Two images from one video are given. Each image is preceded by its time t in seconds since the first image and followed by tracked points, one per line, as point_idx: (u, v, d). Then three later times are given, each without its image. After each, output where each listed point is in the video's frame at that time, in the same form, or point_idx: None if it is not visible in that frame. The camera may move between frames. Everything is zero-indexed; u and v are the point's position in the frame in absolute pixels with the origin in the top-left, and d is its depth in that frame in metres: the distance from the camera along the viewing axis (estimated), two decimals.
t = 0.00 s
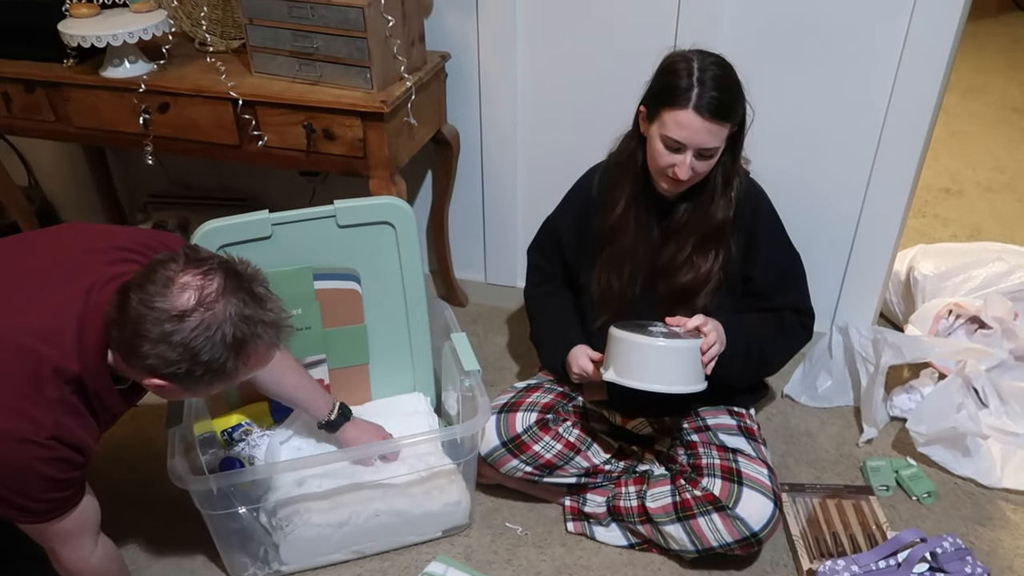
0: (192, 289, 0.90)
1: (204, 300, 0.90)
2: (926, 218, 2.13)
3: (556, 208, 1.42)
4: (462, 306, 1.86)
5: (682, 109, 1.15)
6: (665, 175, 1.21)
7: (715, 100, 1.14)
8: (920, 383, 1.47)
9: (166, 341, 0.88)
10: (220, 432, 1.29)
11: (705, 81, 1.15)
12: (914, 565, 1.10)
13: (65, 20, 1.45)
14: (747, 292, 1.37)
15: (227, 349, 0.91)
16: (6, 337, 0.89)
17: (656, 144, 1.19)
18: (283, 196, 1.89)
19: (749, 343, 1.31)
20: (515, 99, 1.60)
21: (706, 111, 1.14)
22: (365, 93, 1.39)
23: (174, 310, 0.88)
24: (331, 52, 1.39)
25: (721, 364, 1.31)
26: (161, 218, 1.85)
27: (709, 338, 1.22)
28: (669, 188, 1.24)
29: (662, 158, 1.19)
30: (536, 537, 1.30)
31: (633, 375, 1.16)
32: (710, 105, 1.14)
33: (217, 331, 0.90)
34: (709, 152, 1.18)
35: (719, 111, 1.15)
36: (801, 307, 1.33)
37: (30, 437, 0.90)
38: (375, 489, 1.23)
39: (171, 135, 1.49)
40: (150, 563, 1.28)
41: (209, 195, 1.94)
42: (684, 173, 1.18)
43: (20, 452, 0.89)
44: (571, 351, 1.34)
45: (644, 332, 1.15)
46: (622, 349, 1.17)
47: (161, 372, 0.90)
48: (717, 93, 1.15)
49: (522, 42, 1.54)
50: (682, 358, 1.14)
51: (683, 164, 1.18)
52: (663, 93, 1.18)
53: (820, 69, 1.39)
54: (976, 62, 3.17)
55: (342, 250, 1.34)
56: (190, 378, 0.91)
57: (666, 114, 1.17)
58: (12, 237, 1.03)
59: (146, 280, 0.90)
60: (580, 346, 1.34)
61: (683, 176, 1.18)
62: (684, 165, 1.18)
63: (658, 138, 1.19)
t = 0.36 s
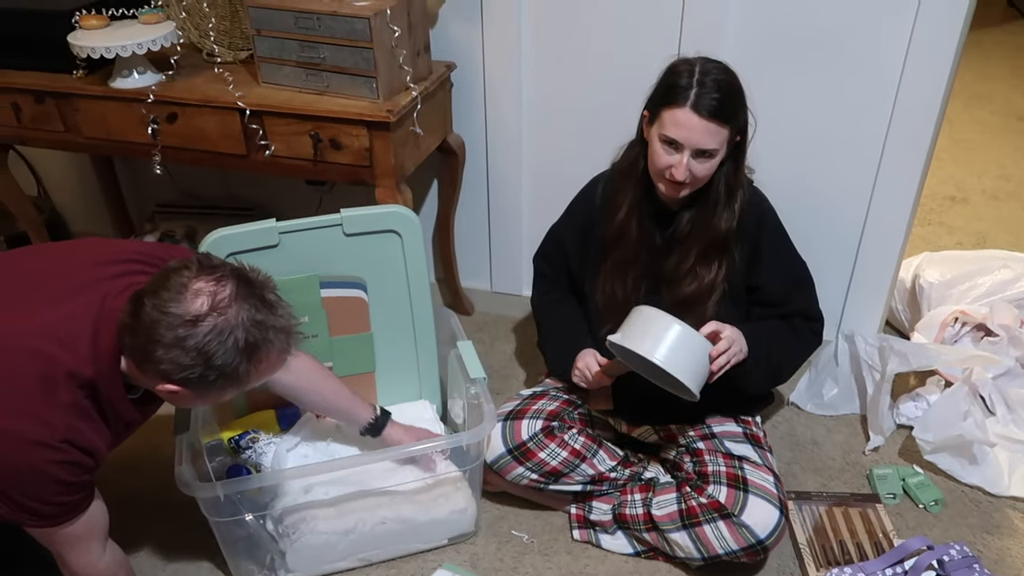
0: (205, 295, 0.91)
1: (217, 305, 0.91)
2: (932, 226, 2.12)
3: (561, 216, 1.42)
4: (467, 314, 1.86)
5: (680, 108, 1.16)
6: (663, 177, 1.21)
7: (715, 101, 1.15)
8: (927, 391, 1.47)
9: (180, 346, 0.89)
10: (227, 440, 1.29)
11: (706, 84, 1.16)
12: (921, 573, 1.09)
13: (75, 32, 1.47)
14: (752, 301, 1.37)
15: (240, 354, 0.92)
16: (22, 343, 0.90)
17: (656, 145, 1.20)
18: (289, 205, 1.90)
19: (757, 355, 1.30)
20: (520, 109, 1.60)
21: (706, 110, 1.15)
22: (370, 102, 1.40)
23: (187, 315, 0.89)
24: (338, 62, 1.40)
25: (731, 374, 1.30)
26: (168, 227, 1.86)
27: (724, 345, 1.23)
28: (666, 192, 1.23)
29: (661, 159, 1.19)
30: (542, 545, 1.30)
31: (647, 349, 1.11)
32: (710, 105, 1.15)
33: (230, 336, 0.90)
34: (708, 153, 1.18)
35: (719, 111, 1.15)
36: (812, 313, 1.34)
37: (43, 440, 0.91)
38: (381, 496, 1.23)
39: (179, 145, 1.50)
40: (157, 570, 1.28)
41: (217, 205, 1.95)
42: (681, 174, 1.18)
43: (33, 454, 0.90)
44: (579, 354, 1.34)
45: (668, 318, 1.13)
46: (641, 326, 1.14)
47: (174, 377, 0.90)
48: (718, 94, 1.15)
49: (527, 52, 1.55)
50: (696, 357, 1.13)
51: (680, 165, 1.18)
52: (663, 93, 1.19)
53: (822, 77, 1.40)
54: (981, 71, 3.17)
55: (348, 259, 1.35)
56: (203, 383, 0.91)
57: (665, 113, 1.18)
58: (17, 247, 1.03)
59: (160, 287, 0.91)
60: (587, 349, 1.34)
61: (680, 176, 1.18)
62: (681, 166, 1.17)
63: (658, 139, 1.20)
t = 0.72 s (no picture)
0: (205, 300, 0.92)
1: (218, 310, 0.92)
2: (925, 228, 2.14)
3: (555, 222, 1.43)
4: (464, 320, 1.87)
5: (672, 101, 1.18)
6: (651, 174, 1.22)
7: (708, 100, 1.17)
8: (921, 390, 1.48)
9: (182, 350, 0.89)
10: (226, 446, 1.31)
11: (700, 84, 1.18)
12: (916, 570, 1.10)
13: (71, 43, 1.48)
14: (747, 306, 1.38)
15: (241, 358, 0.92)
16: (25, 349, 0.91)
17: (647, 141, 1.22)
18: (286, 214, 1.91)
19: (750, 356, 1.32)
20: (514, 115, 1.62)
21: (698, 107, 1.17)
22: (365, 110, 1.41)
23: (189, 320, 0.90)
24: (332, 71, 1.41)
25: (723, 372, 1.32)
26: (166, 237, 1.87)
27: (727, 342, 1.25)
28: (652, 191, 1.24)
29: (652, 154, 1.21)
30: (540, 548, 1.31)
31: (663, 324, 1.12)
32: (702, 103, 1.17)
33: (230, 341, 0.91)
34: (696, 151, 1.19)
35: (712, 109, 1.17)
36: (805, 314, 1.35)
37: (46, 446, 0.92)
38: (379, 501, 1.24)
39: (176, 154, 1.51)
40: None
41: (213, 214, 1.96)
42: (668, 169, 1.19)
43: (35, 459, 0.91)
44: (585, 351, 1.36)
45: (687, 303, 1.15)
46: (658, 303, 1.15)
47: (176, 381, 0.91)
48: (711, 93, 1.18)
49: (520, 58, 1.56)
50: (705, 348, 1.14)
51: (667, 160, 1.19)
52: (657, 91, 1.21)
53: (813, 81, 1.41)
54: (973, 75, 3.19)
55: (344, 265, 1.36)
56: (204, 388, 0.92)
57: (658, 108, 1.20)
58: (17, 259, 1.04)
59: (161, 293, 0.92)
60: (592, 347, 1.36)
61: (667, 170, 1.19)
62: (669, 160, 1.19)
63: (650, 135, 1.22)
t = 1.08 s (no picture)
0: (194, 308, 0.92)
1: (207, 318, 0.92)
2: (909, 221, 2.15)
3: (541, 223, 1.43)
4: (452, 323, 1.87)
5: (656, 97, 1.19)
6: (637, 171, 1.22)
7: (691, 94, 1.18)
8: (908, 382, 1.48)
9: (172, 358, 0.89)
10: (215, 454, 1.31)
11: (683, 79, 1.19)
12: (905, 560, 1.10)
13: (52, 55, 1.48)
14: (735, 303, 1.38)
15: (231, 365, 0.92)
16: (11, 362, 0.91)
17: (632, 138, 1.22)
18: (272, 221, 1.90)
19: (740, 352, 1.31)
20: (499, 118, 1.62)
21: (682, 102, 1.18)
22: (348, 115, 1.41)
23: (178, 328, 0.90)
24: (314, 77, 1.41)
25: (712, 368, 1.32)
26: (151, 247, 1.87)
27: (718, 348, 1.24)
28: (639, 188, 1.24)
29: (637, 150, 1.21)
30: (531, 549, 1.31)
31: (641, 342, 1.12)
32: (686, 98, 1.18)
33: (220, 348, 0.91)
34: (681, 146, 1.20)
35: (696, 104, 1.18)
36: (794, 309, 1.36)
37: (33, 458, 0.91)
38: (369, 507, 1.23)
39: (159, 164, 1.51)
40: None
41: (199, 223, 1.95)
42: (654, 164, 1.19)
43: (23, 471, 0.91)
44: (570, 356, 1.35)
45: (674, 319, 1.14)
46: (638, 320, 1.15)
47: (166, 390, 0.90)
48: (695, 88, 1.18)
49: (503, 60, 1.57)
50: (693, 364, 1.13)
51: (653, 155, 1.19)
52: (641, 88, 1.22)
53: (794, 77, 1.42)
54: (955, 69, 3.21)
55: (330, 271, 1.36)
56: (195, 395, 0.92)
57: (642, 104, 1.20)
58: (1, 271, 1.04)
59: (149, 302, 0.92)
60: (580, 350, 1.35)
61: (653, 166, 1.19)
62: (654, 155, 1.19)
63: (634, 132, 1.22)
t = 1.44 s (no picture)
0: (177, 293, 0.91)
1: (190, 303, 0.91)
2: (892, 206, 2.16)
3: (525, 212, 1.43)
4: (437, 312, 1.87)
5: (636, 82, 1.19)
6: (619, 156, 1.22)
7: (672, 79, 1.17)
8: (891, 365, 1.49)
9: (156, 344, 0.89)
10: (198, 445, 1.30)
11: (664, 64, 1.18)
12: (887, 542, 1.09)
13: (26, 43, 1.45)
14: (719, 290, 1.38)
15: (215, 350, 0.92)
16: None
17: (614, 124, 1.22)
18: (254, 211, 1.89)
19: (727, 338, 1.31)
20: (481, 105, 1.61)
21: (663, 87, 1.17)
22: (329, 103, 1.40)
23: (161, 314, 0.89)
24: (295, 64, 1.40)
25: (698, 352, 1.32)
26: (132, 238, 1.85)
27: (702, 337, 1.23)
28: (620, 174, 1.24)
29: (619, 137, 1.21)
30: (518, 536, 1.31)
31: (619, 335, 1.12)
32: (666, 82, 1.17)
33: (204, 333, 0.90)
34: (662, 131, 1.19)
35: (677, 89, 1.18)
36: (777, 297, 1.36)
37: (15, 447, 0.91)
38: (356, 495, 1.23)
39: (138, 153, 1.49)
40: None
41: (180, 214, 1.94)
42: (635, 149, 1.19)
43: (5, 461, 0.90)
44: (555, 343, 1.35)
45: (652, 308, 1.13)
46: (616, 312, 1.15)
47: (151, 376, 0.90)
48: (676, 72, 1.18)
49: (485, 47, 1.56)
50: (675, 354, 1.13)
51: (634, 140, 1.19)
52: (621, 74, 1.22)
53: (777, 63, 1.42)
54: (936, 55, 3.23)
55: (313, 260, 1.35)
56: (180, 381, 0.91)
57: (623, 89, 1.20)
58: None
59: (131, 289, 0.91)
60: (564, 338, 1.35)
61: (634, 151, 1.19)
62: (635, 140, 1.19)
63: (616, 118, 1.22)
